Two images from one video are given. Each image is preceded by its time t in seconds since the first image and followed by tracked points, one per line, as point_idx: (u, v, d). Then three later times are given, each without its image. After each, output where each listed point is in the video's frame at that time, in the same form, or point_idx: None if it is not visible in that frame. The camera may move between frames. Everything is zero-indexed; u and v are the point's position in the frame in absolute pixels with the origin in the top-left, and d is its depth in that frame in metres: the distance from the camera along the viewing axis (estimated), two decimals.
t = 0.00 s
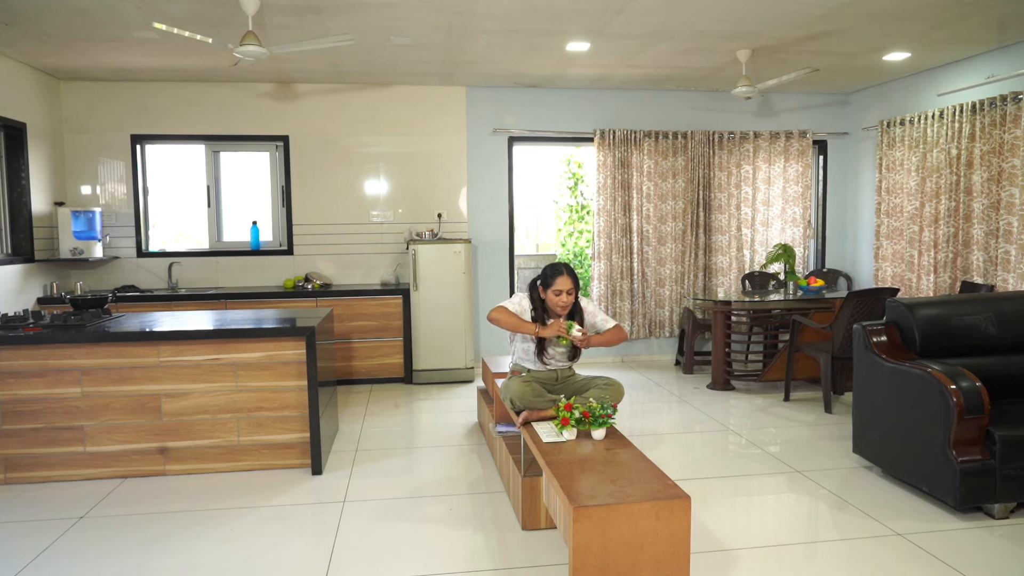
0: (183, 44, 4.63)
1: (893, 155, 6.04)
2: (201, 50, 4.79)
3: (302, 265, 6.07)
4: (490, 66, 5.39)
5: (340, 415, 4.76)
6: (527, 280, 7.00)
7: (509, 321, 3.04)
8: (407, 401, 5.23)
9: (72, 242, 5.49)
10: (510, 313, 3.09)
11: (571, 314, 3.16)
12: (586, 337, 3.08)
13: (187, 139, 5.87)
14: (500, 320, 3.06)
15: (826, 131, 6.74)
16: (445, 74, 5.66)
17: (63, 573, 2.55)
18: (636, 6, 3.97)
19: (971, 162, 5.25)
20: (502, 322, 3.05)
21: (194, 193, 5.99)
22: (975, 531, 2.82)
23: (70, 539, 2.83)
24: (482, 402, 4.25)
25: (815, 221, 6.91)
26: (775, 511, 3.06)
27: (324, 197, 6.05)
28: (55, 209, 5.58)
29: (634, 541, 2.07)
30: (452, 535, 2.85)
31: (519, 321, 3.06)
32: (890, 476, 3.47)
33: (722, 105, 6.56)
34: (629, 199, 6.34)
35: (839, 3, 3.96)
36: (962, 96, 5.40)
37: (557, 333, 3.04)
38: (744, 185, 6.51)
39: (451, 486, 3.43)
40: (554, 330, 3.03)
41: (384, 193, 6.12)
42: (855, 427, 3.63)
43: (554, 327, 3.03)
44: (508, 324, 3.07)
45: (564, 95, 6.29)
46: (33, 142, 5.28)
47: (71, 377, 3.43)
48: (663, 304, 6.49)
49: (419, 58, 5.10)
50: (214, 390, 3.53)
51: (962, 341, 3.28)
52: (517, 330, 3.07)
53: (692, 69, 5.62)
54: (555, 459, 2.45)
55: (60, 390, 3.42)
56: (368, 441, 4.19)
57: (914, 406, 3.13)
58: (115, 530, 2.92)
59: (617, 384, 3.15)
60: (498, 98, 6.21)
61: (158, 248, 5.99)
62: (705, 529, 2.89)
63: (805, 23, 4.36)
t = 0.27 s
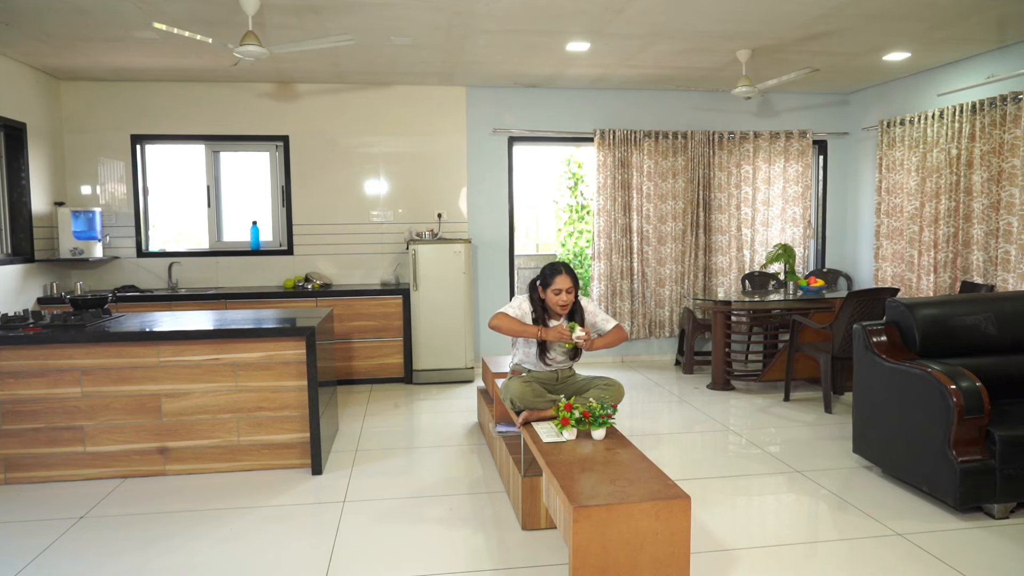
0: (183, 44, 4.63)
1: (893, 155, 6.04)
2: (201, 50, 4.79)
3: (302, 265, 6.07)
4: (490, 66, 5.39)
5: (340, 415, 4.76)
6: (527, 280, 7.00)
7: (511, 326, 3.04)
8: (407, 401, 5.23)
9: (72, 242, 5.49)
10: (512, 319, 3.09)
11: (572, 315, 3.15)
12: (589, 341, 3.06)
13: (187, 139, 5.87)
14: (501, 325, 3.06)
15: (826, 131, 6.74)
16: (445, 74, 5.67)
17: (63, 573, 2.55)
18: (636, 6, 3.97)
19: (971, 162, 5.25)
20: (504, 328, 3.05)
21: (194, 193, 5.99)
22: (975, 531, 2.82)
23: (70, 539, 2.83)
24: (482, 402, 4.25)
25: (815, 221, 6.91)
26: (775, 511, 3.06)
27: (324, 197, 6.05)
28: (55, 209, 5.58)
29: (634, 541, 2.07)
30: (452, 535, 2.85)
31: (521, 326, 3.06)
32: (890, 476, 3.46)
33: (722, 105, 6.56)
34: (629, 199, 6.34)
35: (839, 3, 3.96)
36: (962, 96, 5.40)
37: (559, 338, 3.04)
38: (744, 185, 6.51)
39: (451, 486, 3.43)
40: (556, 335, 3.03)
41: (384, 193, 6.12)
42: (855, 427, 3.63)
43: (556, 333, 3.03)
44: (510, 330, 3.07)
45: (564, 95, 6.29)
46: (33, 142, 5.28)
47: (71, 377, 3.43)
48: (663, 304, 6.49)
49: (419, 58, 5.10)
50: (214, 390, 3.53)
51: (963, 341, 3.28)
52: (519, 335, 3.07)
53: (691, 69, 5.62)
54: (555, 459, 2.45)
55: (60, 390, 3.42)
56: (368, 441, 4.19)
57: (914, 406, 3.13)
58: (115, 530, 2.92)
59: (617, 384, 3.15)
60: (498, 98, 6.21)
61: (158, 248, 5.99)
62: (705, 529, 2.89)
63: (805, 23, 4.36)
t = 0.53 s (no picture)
0: (183, 44, 4.63)
1: (893, 155, 6.04)
2: (201, 50, 4.79)
3: (302, 265, 6.07)
4: (490, 66, 5.39)
5: (340, 415, 4.76)
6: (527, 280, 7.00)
7: (505, 321, 3.05)
8: (407, 401, 5.23)
9: (72, 243, 5.49)
10: (507, 315, 3.10)
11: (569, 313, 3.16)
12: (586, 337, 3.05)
13: (187, 139, 5.87)
14: (496, 321, 3.07)
15: (826, 131, 6.74)
16: (445, 74, 5.67)
17: (63, 573, 2.55)
18: (636, 6, 3.97)
19: (971, 162, 5.25)
20: (497, 323, 3.06)
21: (194, 193, 5.99)
22: (975, 531, 2.82)
23: (71, 539, 2.84)
24: (482, 402, 4.25)
25: (815, 221, 6.91)
26: (775, 511, 3.06)
27: (324, 197, 6.05)
28: (55, 209, 5.58)
29: (634, 541, 2.07)
30: (452, 535, 2.85)
31: (514, 321, 3.06)
32: (890, 476, 3.47)
33: (722, 105, 6.56)
34: (629, 199, 6.34)
35: (839, 3, 3.96)
36: (962, 96, 5.40)
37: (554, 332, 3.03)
38: (744, 185, 6.51)
39: (451, 486, 3.43)
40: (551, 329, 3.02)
41: (384, 193, 6.12)
42: (855, 427, 3.63)
43: (549, 327, 3.02)
44: (504, 325, 3.07)
45: (564, 95, 6.29)
46: (33, 142, 5.28)
47: (71, 377, 3.43)
48: (663, 304, 6.49)
49: (419, 58, 5.10)
50: (214, 390, 3.53)
51: (963, 341, 3.28)
52: (514, 330, 3.06)
53: (691, 69, 5.62)
54: (555, 459, 2.45)
55: (60, 390, 3.42)
56: (368, 441, 4.19)
57: (914, 406, 3.12)
58: (115, 530, 2.92)
59: (617, 384, 3.15)
60: (498, 98, 6.21)
61: (158, 248, 5.99)
62: (705, 529, 2.89)
63: (805, 23, 4.36)
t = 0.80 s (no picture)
0: (183, 44, 4.63)
1: (893, 155, 6.04)
2: (201, 50, 4.79)
3: (302, 265, 6.07)
4: (490, 66, 5.39)
5: (340, 415, 4.76)
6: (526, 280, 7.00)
7: (503, 321, 3.05)
8: (407, 401, 5.23)
9: (72, 243, 5.49)
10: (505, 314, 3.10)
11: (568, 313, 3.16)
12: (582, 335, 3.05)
13: (187, 139, 5.87)
14: (494, 321, 3.07)
15: (826, 131, 6.74)
16: (445, 74, 5.67)
17: (63, 573, 2.55)
18: (636, 6, 3.97)
19: (971, 162, 5.25)
20: (496, 323, 3.06)
21: (194, 194, 5.99)
22: (975, 531, 2.82)
23: (71, 539, 2.84)
24: (482, 402, 4.25)
25: (815, 221, 6.91)
26: (775, 511, 3.06)
27: (324, 197, 6.05)
28: (55, 209, 5.58)
29: (635, 541, 2.07)
30: (452, 535, 2.85)
31: (513, 321, 3.06)
32: (890, 476, 3.46)
33: (722, 105, 6.56)
34: (629, 199, 6.34)
35: (839, 3, 3.96)
36: (962, 96, 5.40)
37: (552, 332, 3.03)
38: (744, 185, 6.51)
39: (451, 486, 3.43)
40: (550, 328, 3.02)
41: (384, 193, 6.12)
42: (855, 427, 3.63)
43: (547, 326, 3.02)
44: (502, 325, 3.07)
45: (564, 95, 6.29)
46: (33, 142, 5.28)
47: (71, 377, 3.43)
48: (663, 304, 6.49)
49: (419, 58, 5.10)
50: (214, 390, 3.53)
51: (963, 341, 3.28)
52: (513, 330, 3.07)
53: (691, 69, 5.62)
54: (554, 459, 2.45)
55: (60, 390, 3.42)
56: (368, 441, 4.19)
57: (914, 406, 3.12)
58: (115, 530, 2.92)
59: (616, 383, 3.14)
60: (498, 98, 6.21)
61: (158, 248, 5.99)
62: (705, 529, 2.89)
63: (805, 23, 4.36)
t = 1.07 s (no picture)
0: (183, 44, 4.63)
1: (893, 155, 6.04)
2: (201, 50, 4.79)
3: (302, 265, 6.08)
4: (490, 66, 5.39)
5: (340, 415, 4.76)
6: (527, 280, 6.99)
7: (506, 329, 3.06)
8: (407, 401, 5.23)
9: (72, 243, 5.49)
10: (508, 321, 3.11)
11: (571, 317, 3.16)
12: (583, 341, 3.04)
13: (187, 139, 5.87)
14: (496, 328, 3.08)
15: (826, 131, 6.74)
16: (445, 74, 5.67)
17: (63, 573, 2.55)
18: (636, 6, 3.97)
19: (971, 162, 5.25)
20: (499, 331, 3.07)
21: (194, 194, 5.99)
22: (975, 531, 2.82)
23: (71, 539, 2.84)
24: (482, 402, 4.25)
25: (815, 221, 6.91)
26: (775, 511, 3.06)
27: (324, 197, 6.05)
28: (55, 209, 5.58)
29: (635, 541, 2.07)
30: (452, 535, 2.85)
31: (517, 329, 3.08)
32: (890, 476, 3.46)
33: (722, 106, 6.56)
34: (629, 199, 6.34)
35: (839, 3, 3.96)
36: (962, 96, 5.40)
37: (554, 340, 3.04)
38: (744, 185, 6.51)
39: (451, 486, 3.43)
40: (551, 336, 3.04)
41: (384, 193, 6.12)
42: (855, 428, 3.63)
43: (550, 335, 3.03)
44: (506, 333, 3.09)
45: (565, 95, 6.29)
46: (33, 142, 5.28)
47: (71, 377, 3.43)
48: (663, 304, 6.49)
49: (419, 58, 5.10)
50: (214, 390, 3.53)
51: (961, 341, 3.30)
52: (516, 337, 3.09)
53: (691, 69, 5.62)
54: (554, 459, 2.45)
55: (60, 390, 3.42)
56: (368, 441, 4.19)
57: (914, 406, 3.12)
58: (115, 530, 2.92)
59: (617, 384, 3.14)
60: (498, 98, 6.21)
61: (158, 248, 5.99)
62: (705, 529, 2.89)
63: (805, 23, 4.36)
